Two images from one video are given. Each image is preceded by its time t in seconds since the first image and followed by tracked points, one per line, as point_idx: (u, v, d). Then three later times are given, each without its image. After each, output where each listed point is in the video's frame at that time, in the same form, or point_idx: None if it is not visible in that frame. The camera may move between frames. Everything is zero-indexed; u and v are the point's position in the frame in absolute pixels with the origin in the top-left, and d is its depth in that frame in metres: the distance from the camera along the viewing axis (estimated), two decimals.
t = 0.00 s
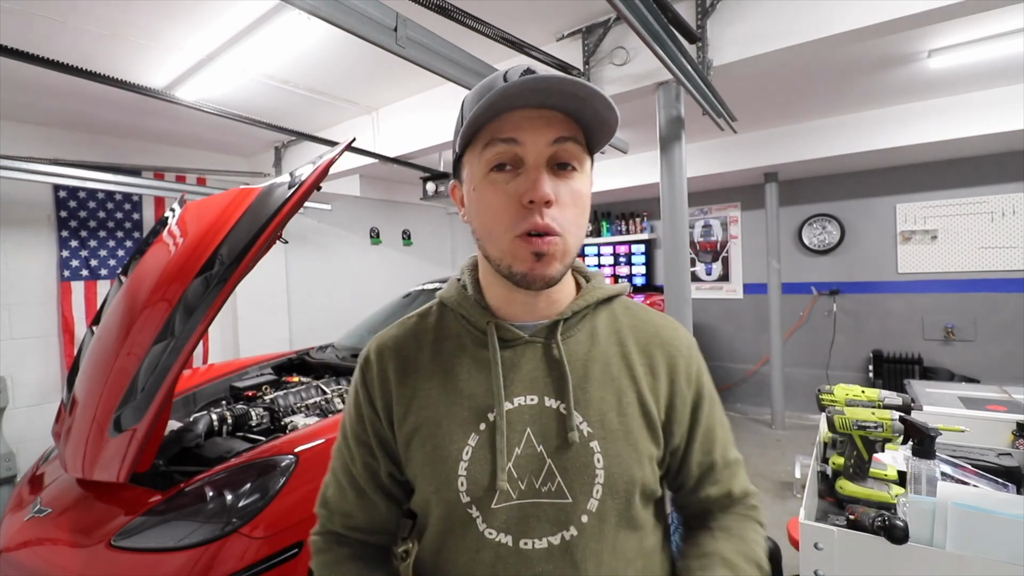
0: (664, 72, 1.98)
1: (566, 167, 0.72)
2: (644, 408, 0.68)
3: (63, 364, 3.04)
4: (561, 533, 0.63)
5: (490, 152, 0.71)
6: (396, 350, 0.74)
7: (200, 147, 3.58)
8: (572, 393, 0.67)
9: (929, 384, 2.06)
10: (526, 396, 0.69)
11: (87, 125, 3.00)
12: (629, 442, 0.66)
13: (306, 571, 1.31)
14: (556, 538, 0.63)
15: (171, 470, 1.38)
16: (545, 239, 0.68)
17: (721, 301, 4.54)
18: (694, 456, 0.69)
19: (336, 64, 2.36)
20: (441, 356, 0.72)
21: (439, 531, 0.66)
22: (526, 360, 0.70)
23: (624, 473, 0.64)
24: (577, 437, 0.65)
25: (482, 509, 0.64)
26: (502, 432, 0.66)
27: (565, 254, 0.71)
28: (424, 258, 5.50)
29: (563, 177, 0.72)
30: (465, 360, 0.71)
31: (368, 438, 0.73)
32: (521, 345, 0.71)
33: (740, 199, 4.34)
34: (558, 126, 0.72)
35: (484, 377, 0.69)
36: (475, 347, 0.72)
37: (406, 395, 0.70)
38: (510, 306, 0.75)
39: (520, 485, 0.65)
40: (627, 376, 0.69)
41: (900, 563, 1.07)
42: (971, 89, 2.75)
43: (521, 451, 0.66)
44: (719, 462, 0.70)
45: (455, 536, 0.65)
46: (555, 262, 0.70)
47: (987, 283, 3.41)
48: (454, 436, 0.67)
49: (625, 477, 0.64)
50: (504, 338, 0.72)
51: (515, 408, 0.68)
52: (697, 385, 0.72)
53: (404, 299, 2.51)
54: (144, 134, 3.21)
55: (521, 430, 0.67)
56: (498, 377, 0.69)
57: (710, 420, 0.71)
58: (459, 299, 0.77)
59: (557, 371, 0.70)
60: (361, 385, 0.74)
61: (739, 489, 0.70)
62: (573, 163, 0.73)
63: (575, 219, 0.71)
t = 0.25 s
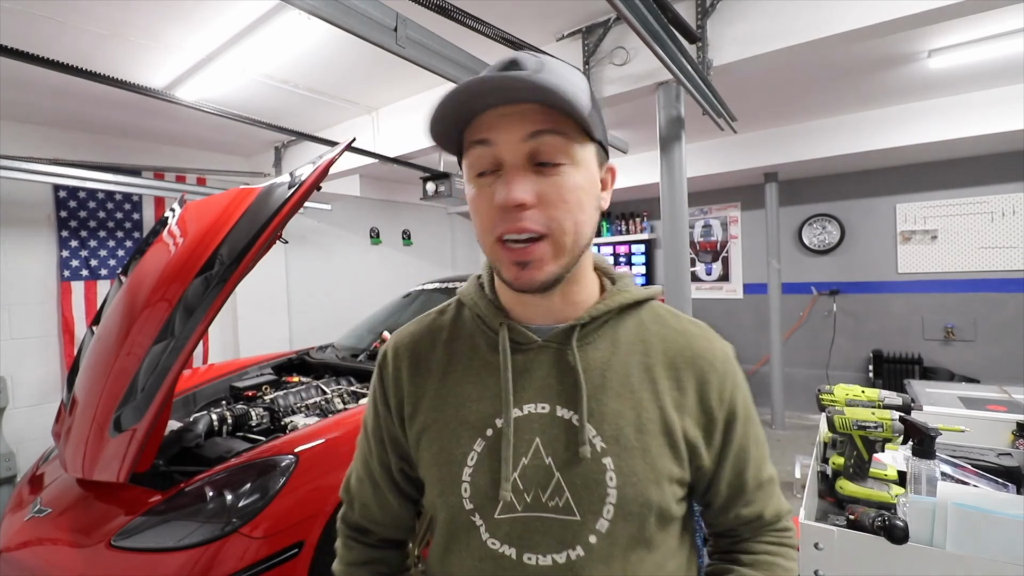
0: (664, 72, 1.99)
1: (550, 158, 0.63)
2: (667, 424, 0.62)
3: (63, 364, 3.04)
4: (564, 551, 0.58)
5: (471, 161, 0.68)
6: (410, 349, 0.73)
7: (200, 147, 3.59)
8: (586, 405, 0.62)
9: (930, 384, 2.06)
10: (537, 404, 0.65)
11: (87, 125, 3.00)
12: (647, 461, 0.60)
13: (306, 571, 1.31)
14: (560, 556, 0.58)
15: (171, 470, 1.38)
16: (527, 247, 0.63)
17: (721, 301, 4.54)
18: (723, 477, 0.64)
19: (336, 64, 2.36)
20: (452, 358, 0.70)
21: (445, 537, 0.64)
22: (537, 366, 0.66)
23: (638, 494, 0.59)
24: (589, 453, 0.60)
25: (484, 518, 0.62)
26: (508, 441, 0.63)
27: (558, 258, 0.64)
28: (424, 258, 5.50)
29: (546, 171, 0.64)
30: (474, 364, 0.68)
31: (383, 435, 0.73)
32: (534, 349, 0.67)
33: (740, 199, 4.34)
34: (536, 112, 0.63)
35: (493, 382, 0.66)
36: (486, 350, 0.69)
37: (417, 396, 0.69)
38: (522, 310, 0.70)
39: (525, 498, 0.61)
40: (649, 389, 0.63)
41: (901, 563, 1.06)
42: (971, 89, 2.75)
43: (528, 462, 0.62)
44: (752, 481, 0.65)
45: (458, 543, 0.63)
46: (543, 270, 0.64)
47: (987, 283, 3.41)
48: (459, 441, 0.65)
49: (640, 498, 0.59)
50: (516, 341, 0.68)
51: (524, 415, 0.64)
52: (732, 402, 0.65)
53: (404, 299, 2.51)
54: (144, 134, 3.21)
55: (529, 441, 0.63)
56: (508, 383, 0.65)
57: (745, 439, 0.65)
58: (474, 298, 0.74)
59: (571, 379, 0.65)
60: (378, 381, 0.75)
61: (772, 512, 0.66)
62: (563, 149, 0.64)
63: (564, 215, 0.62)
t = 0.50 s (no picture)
0: (664, 72, 1.98)
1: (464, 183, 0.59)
2: (676, 436, 0.57)
3: (63, 364, 3.04)
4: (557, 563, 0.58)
5: (430, 188, 0.70)
6: (434, 342, 0.75)
7: (200, 147, 3.59)
8: (587, 412, 0.59)
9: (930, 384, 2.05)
10: (539, 406, 0.63)
11: (87, 125, 3.00)
12: (648, 478, 0.56)
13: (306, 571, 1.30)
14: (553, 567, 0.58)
15: (171, 470, 1.38)
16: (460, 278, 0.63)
17: (721, 301, 4.54)
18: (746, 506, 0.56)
19: (336, 64, 2.36)
20: (467, 353, 0.71)
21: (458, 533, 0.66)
22: (540, 367, 0.64)
23: (638, 511, 0.55)
24: (586, 462, 0.58)
25: (481, 518, 0.63)
26: (506, 439, 0.63)
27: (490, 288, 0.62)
28: (424, 258, 5.50)
29: (460, 198, 0.59)
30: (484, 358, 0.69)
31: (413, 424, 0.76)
32: (538, 349, 0.65)
33: (740, 199, 4.34)
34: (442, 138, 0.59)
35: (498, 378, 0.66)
36: (496, 346, 0.69)
37: (436, 388, 0.71)
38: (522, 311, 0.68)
39: (522, 501, 0.61)
40: (656, 397, 0.58)
41: (902, 564, 1.06)
42: (971, 89, 2.75)
43: (526, 464, 0.61)
44: (790, 526, 0.55)
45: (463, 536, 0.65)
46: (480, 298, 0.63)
47: (987, 283, 3.41)
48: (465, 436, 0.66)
49: (638, 516, 0.55)
50: (524, 339, 0.66)
51: (524, 416, 0.63)
52: (766, 418, 0.56)
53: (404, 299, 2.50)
54: (144, 134, 3.21)
55: (528, 442, 0.62)
56: (510, 383, 0.64)
57: (783, 469, 0.55)
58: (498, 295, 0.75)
59: (575, 383, 0.61)
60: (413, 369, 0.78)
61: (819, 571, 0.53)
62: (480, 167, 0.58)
63: (477, 250, 0.59)
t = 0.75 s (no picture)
0: (664, 72, 1.98)
1: (448, 147, 0.72)
2: (629, 394, 0.69)
3: (63, 364, 3.04)
4: (542, 534, 0.63)
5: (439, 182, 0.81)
6: (366, 344, 0.74)
7: (200, 147, 3.58)
8: (550, 384, 0.68)
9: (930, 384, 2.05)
10: (502, 387, 0.70)
11: (87, 125, 3.00)
12: (611, 434, 0.66)
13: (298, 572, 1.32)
14: (540, 539, 0.63)
15: (171, 470, 1.38)
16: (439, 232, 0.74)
17: (721, 301, 4.54)
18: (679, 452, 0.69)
19: (336, 63, 2.36)
20: (415, 350, 0.73)
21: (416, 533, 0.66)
22: (500, 350, 0.72)
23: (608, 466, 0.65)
24: (555, 428, 0.66)
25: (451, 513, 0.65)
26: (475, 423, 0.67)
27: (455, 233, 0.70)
28: (424, 258, 5.50)
29: (445, 160, 0.73)
30: (439, 351, 0.73)
31: (336, 433, 0.73)
32: (496, 335, 0.73)
33: (740, 199, 4.34)
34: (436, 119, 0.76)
35: (458, 368, 0.71)
36: (448, 338, 0.74)
37: (376, 389, 0.71)
38: (478, 297, 0.77)
39: (494, 484, 0.66)
40: (608, 364, 0.70)
41: (901, 563, 1.07)
42: (971, 89, 2.75)
43: (495, 446, 0.67)
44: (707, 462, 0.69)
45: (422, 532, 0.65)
46: (449, 247, 0.72)
47: (987, 283, 3.41)
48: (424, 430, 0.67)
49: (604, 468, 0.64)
50: (478, 328, 0.73)
51: (490, 399, 0.69)
52: (680, 372, 0.73)
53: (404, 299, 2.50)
54: (144, 134, 3.21)
55: (496, 423, 0.68)
56: (473, 367, 0.70)
57: (692, 415, 0.72)
58: (431, 295, 0.78)
59: (534, 361, 0.71)
60: (334, 376, 0.75)
61: (732, 491, 0.70)
62: (459, 133, 0.72)
63: (476, 205, 0.68)
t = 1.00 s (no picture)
0: (664, 71, 1.98)
1: (455, 147, 0.75)
2: (635, 399, 0.68)
3: (63, 364, 3.04)
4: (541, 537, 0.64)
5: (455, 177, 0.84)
6: (379, 342, 0.77)
7: (200, 147, 3.59)
8: (555, 386, 0.68)
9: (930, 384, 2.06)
10: (507, 388, 0.70)
11: (87, 125, 3.00)
12: (615, 438, 0.66)
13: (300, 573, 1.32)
14: (536, 543, 0.64)
15: (171, 469, 1.38)
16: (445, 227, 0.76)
17: (721, 301, 4.54)
18: (684, 462, 0.67)
19: (335, 64, 2.36)
20: (424, 350, 0.75)
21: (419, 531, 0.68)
22: (506, 351, 0.72)
23: (609, 470, 0.65)
24: (558, 432, 0.66)
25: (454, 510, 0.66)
26: (478, 423, 0.68)
27: (455, 229, 0.71)
28: (423, 258, 5.50)
29: (452, 158, 0.75)
30: (448, 350, 0.74)
31: (349, 428, 0.76)
32: (503, 336, 0.74)
33: (740, 199, 4.34)
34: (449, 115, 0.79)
35: (464, 368, 0.72)
36: (457, 338, 0.75)
37: (383, 387, 0.72)
38: (488, 296, 0.78)
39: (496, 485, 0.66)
40: (616, 368, 0.70)
41: (900, 563, 1.07)
42: (971, 89, 2.75)
43: (498, 446, 0.67)
44: (714, 475, 0.66)
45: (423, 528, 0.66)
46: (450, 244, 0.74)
47: (987, 283, 3.41)
48: (428, 428, 0.69)
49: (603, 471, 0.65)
50: (486, 328, 0.74)
51: (494, 400, 0.69)
52: (693, 380, 0.71)
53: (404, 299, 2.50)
54: (144, 134, 3.21)
55: (500, 423, 0.68)
56: (478, 367, 0.71)
57: (704, 425, 0.69)
58: (445, 294, 0.81)
59: (540, 362, 0.71)
60: (348, 372, 0.78)
61: (739, 513, 0.65)
62: (464, 133, 0.73)
63: (471, 202, 0.69)
